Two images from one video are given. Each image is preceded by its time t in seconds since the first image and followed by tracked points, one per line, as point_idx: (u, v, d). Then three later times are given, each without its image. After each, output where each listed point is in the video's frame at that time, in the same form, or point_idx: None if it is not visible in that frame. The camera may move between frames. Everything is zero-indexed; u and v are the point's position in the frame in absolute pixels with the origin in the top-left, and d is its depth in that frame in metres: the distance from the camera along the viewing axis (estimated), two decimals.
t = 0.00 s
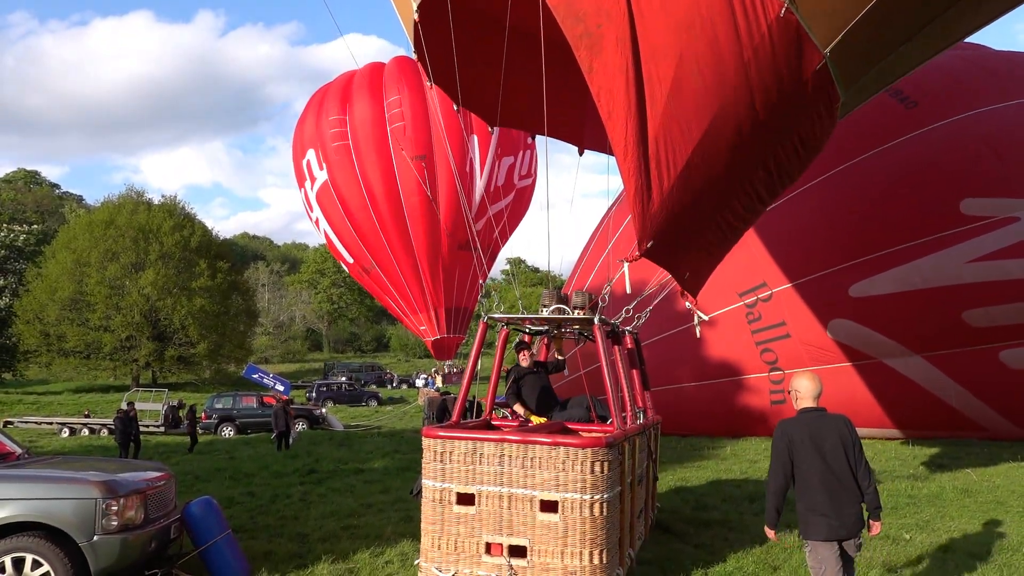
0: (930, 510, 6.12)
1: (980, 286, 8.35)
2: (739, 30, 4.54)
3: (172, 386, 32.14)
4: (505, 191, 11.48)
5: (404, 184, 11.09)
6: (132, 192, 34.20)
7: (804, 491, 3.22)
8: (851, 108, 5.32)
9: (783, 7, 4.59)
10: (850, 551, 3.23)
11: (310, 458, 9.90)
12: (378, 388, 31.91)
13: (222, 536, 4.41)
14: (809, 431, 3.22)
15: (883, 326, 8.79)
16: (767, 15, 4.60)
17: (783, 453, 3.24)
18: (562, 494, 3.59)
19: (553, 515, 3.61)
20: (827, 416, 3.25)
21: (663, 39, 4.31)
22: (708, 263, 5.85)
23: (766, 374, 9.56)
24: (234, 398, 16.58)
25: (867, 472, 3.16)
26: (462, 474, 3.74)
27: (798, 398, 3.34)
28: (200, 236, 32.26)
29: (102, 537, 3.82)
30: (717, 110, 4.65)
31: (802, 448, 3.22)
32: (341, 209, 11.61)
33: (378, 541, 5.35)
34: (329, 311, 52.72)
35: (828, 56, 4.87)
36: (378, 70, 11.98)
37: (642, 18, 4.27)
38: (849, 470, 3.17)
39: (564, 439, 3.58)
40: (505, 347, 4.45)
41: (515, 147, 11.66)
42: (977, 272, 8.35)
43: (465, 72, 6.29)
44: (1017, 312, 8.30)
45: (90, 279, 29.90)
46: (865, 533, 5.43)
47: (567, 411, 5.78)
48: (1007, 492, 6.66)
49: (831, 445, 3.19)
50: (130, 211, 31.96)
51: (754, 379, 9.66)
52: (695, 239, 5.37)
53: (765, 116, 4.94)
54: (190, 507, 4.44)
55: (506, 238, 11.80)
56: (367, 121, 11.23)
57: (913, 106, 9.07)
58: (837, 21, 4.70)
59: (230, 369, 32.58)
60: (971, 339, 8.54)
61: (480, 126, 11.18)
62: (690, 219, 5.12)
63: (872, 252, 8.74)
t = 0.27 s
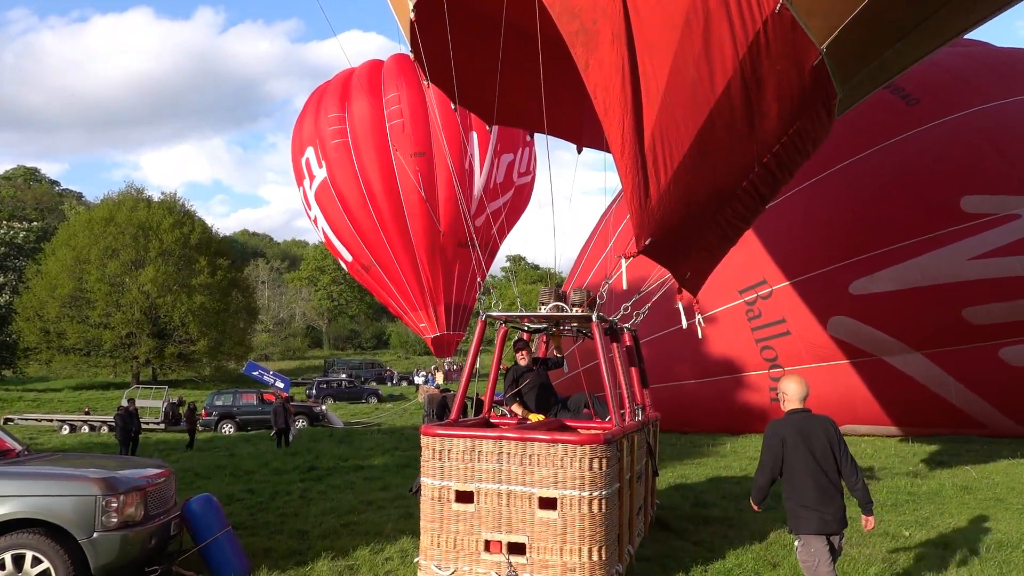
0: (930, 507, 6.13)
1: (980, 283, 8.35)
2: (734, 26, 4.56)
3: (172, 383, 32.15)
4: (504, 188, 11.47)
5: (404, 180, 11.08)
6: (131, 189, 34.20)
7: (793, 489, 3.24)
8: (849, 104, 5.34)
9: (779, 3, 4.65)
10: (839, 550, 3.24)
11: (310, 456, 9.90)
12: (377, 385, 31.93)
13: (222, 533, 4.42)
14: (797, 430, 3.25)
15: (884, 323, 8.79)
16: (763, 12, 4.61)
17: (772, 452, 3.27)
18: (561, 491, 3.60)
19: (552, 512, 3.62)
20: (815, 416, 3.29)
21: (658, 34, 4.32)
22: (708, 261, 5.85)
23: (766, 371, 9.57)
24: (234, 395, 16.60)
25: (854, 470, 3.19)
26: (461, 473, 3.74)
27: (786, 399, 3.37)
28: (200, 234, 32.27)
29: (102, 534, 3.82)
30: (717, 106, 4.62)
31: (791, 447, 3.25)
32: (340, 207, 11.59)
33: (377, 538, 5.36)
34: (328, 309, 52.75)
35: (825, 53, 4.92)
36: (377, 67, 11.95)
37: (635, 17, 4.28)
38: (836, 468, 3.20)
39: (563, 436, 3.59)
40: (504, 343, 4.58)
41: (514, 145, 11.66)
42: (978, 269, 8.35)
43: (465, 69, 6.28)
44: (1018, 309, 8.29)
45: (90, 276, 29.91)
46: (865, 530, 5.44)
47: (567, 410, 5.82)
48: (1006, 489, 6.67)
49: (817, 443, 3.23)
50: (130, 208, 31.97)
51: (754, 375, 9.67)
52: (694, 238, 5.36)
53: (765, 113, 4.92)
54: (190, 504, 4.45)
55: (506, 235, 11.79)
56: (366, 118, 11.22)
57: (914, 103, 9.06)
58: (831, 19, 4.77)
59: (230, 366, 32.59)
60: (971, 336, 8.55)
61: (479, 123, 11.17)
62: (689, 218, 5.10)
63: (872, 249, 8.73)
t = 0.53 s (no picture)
0: (929, 504, 6.13)
1: (981, 280, 8.35)
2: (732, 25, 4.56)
3: (172, 380, 32.15)
4: (504, 185, 11.48)
5: (404, 178, 11.07)
6: (132, 186, 34.20)
7: (772, 475, 3.58)
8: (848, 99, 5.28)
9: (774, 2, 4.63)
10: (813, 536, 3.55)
11: (310, 453, 9.91)
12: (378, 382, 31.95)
13: (221, 530, 4.43)
14: (779, 419, 3.60)
15: (884, 321, 8.78)
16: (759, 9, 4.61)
17: (755, 439, 3.62)
18: (559, 488, 3.61)
19: (551, 509, 3.63)
20: (797, 410, 3.62)
21: (654, 32, 4.33)
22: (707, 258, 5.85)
23: (766, 368, 9.57)
24: (234, 392, 16.60)
25: (831, 462, 3.50)
26: (460, 470, 3.75)
27: (773, 391, 3.71)
28: (200, 231, 32.28)
29: (102, 530, 3.83)
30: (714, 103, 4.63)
31: (773, 434, 3.60)
32: (340, 204, 11.58)
33: (377, 535, 5.36)
34: (329, 306, 52.79)
35: (823, 50, 4.87)
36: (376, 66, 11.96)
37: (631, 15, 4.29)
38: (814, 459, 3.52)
39: (561, 433, 3.61)
40: (503, 342, 4.58)
41: (514, 142, 11.66)
42: (978, 266, 8.35)
43: (464, 66, 6.27)
44: (1018, 307, 8.30)
45: (90, 273, 29.90)
46: (864, 528, 5.45)
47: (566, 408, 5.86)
48: (1006, 487, 6.67)
49: (798, 435, 3.56)
50: (130, 206, 31.96)
51: (753, 373, 9.67)
52: (692, 236, 5.35)
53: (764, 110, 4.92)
54: (190, 502, 4.46)
55: (505, 233, 11.80)
56: (366, 116, 11.23)
57: (914, 100, 9.05)
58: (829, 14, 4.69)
59: (230, 364, 32.60)
60: (971, 334, 8.55)
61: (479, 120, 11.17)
62: (688, 215, 5.11)
63: (871, 247, 8.73)
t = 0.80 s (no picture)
0: (929, 501, 6.13)
1: (981, 278, 8.33)
2: (731, 22, 4.55)
3: (173, 377, 32.19)
4: (504, 182, 11.48)
5: (403, 175, 11.07)
6: (132, 184, 34.20)
7: (756, 462, 3.75)
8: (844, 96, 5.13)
9: None
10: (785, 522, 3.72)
11: (311, 450, 9.92)
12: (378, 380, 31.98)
13: (222, 526, 4.45)
14: (767, 411, 3.78)
15: (884, 318, 8.78)
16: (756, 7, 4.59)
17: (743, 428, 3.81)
18: (558, 485, 3.61)
19: (549, 506, 3.64)
20: (784, 403, 3.81)
21: (651, 30, 4.33)
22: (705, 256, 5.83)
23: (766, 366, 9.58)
24: (235, 390, 16.62)
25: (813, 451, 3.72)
26: (459, 468, 3.76)
27: (760, 384, 3.92)
28: (201, 228, 32.29)
29: (102, 527, 3.83)
30: (711, 100, 4.66)
31: (761, 425, 3.77)
32: (339, 202, 11.59)
33: (377, 532, 5.37)
34: (329, 303, 52.85)
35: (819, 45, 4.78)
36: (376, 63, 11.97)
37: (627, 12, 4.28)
38: (796, 449, 3.71)
39: (558, 430, 3.61)
40: (500, 342, 4.55)
41: (513, 140, 11.67)
42: (979, 264, 8.33)
43: (462, 63, 6.24)
44: (1018, 304, 8.29)
45: (91, 271, 29.91)
46: (864, 525, 5.45)
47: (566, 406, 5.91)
48: (1006, 484, 6.67)
49: (784, 426, 3.75)
50: (130, 203, 31.97)
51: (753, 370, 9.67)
52: (691, 231, 5.37)
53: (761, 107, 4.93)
54: (190, 498, 4.46)
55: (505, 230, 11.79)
56: (365, 113, 11.25)
57: (916, 97, 9.04)
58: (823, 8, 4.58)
59: (231, 361, 32.63)
60: (972, 332, 8.54)
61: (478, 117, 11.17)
62: (685, 212, 5.11)
63: (871, 244, 8.73)
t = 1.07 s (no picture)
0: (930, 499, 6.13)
1: (983, 275, 8.32)
2: (728, 16, 4.56)
3: (174, 374, 32.23)
4: (504, 180, 11.47)
5: (404, 171, 11.06)
6: (133, 181, 34.22)
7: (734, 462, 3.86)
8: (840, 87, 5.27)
9: None
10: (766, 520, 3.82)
11: (312, 447, 9.93)
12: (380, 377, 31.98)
13: (222, 523, 4.46)
14: (746, 414, 3.87)
15: (886, 316, 8.78)
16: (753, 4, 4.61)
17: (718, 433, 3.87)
18: (557, 481, 3.62)
19: (548, 503, 3.65)
20: (761, 404, 3.92)
21: (648, 26, 4.27)
22: (701, 250, 5.90)
23: (767, 363, 9.58)
24: (236, 386, 16.64)
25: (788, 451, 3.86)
26: (458, 466, 3.77)
27: (737, 387, 3.99)
28: (202, 225, 32.31)
29: (103, 523, 3.84)
30: (707, 94, 4.67)
31: (740, 428, 3.86)
32: (340, 199, 11.57)
33: (377, 528, 5.38)
34: (330, 300, 52.88)
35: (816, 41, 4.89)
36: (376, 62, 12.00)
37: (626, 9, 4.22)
38: (775, 448, 3.83)
39: (557, 427, 3.61)
40: (499, 338, 4.56)
41: (514, 137, 11.67)
42: (981, 262, 8.32)
43: (461, 60, 6.23)
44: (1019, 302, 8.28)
45: (92, 267, 29.93)
46: (864, 522, 5.46)
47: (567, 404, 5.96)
48: (1007, 481, 6.66)
49: (762, 427, 3.85)
50: (132, 200, 31.98)
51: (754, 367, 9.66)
52: (688, 227, 5.38)
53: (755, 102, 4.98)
54: (191, 495, 4.48)
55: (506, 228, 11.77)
56: (366, 110, 11.29)
57: (918, 94, 9.03)
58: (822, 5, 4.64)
59: (232, 358, 32.65)
60: (973, 329, 8.54)
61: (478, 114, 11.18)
62: (683, 206, 5.13)
63: (872, 241, 8.72)
